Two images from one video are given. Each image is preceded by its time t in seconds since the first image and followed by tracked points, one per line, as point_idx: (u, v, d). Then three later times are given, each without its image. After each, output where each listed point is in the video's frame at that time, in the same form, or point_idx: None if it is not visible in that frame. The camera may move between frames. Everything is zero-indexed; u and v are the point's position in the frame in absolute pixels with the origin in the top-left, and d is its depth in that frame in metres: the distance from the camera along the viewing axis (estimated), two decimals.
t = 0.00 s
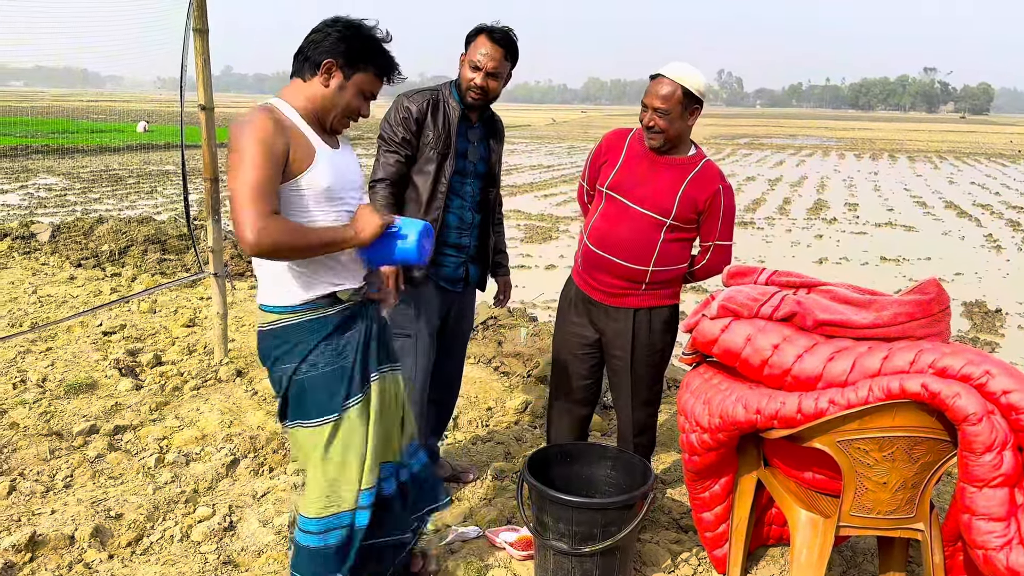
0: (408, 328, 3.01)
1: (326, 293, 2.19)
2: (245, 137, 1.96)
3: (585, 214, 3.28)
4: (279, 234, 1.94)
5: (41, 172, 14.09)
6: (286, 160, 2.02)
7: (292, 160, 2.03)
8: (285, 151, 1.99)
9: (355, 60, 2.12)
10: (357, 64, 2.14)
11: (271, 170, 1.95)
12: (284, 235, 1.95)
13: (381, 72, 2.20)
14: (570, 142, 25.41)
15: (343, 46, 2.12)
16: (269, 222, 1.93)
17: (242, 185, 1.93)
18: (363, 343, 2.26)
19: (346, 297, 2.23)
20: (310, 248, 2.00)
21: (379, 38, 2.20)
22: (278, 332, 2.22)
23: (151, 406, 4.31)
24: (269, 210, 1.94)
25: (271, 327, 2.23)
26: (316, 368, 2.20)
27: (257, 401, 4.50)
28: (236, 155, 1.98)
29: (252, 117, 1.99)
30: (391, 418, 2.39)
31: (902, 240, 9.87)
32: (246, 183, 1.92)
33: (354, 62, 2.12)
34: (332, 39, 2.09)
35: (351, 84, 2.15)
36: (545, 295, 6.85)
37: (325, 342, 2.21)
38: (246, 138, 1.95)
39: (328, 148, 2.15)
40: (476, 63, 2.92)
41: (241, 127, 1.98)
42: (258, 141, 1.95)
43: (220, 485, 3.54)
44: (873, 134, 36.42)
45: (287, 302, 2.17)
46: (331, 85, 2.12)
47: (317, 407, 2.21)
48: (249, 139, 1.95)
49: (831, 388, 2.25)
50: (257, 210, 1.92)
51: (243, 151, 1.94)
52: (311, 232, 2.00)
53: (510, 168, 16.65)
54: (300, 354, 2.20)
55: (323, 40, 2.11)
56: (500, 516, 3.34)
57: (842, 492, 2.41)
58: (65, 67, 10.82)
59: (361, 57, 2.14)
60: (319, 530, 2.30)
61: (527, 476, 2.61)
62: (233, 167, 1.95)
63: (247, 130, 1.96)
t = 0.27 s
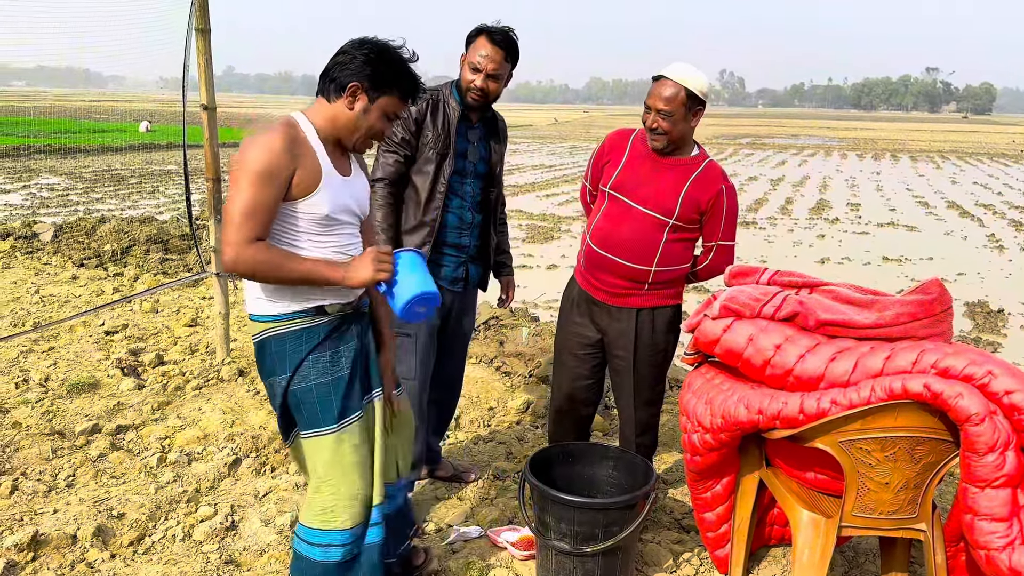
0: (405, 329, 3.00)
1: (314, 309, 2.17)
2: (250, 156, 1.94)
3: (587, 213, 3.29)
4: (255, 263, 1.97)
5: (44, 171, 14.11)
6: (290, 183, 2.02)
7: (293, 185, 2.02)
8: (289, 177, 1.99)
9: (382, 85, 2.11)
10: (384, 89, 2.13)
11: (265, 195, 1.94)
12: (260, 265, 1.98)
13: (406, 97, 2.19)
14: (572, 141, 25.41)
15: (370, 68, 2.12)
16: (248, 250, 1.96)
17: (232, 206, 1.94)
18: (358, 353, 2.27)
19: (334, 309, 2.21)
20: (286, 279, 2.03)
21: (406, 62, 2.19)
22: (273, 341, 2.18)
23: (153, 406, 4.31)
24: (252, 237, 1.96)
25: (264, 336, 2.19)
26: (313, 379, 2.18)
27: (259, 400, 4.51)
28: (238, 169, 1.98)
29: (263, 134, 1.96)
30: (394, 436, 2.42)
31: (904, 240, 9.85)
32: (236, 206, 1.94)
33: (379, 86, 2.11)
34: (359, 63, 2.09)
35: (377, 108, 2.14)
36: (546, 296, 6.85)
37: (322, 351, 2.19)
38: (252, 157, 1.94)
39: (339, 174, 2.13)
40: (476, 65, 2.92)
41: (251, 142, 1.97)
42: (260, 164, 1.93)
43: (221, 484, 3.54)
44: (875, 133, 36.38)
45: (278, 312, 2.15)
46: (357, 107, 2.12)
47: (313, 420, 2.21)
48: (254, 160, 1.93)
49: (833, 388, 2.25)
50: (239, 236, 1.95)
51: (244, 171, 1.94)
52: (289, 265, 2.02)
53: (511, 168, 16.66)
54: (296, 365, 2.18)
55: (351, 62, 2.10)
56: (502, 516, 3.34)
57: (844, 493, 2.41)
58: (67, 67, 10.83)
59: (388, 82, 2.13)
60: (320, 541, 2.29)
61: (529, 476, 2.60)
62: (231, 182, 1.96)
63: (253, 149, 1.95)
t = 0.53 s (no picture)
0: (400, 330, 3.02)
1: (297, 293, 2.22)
2: (274, 148, 1.99)
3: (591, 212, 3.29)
4: (243, 250, 2.01)
5: (46, 171, 14.12)
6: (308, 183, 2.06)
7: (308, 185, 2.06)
8: (307, 178, 2.03)
9: (422, 94, 2.12)
10: (427, 99, 2.14)
11: (274, 188, 1.99)
12: (247, 254, 2.02)
13: (446, 109, 2.19)
14: (573, 140, 25.39)
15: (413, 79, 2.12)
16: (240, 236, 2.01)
17: (240, 190, 2.00)
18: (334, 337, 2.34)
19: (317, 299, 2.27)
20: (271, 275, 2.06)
21: (447, 73, 2.19)
22: (257, 315, 2.24)
23: (155, 405, 4.32)
24: (249, 224, 2.01)
25: (249, 310, 2.24)
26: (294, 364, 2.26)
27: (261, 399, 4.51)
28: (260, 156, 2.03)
29: (291, 130, 2.01)
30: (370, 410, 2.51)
31: (906, 239, 9.84)
32: (243, 191, 1.99)
33: (421, 96, 2.12)
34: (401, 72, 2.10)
35: (416, 118, 2.15)
36: (548, 295, 6.84)
37: (303, 335, 2.26)
38: (275, 149, 1.98)
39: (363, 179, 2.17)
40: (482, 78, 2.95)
41: (279, 133, 2.01)
42: (278, 160, 1.97)
43: (223, 483, 3.55)
44: (877, 133, 36.33)
45: (267, 291, 2.21)
46: (397, 116, 2.13)
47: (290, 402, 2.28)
48: (275, 152, 1.98)
49: (835, 388, 2.25)
50: (235, 220, 2.00)
51: (262, 161, 1.99)
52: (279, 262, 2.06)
53: (513, 167, 16.65)
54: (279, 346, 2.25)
55: (393, 70, 2.12)
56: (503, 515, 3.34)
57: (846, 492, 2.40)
58: (68, 66, 10.84)
59: (429, 93, 2.14)
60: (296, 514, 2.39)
61: (530, 475, 2.60)
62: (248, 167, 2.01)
63: (279, 142, 1.99)
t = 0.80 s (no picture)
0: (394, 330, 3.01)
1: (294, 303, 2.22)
2: (278, 184, 1.99)
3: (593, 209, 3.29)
4: (261, 291, 2.06)
5: (47, 170, 14.13)
6: (314, 216, 2.07)
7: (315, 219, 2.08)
8: (313, 213, 2.04)
9: (429, 129, 2.11)
10: (435, 133, 2.12)
11: (283, 227, 2.01)
12: (267, 295, 2.07)
13: (454, 144, 2.17)
14: (575, 139, 25.38)
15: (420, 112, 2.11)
16: (257, 276, 2.05)
17: (250, 230, 2.02)
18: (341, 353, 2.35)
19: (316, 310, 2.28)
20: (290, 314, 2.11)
21: (456, 108, 2.17)
22: (251, 327, 2.25)
23: (157, 404, 4.32)
24: (264, 265, 2.05)
25: (247, 323, 2.25)
26: (285, 379, 2.26)
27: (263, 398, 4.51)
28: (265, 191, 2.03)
29: (293, 165, 2.00)
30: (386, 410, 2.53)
31: (908, 237, 9.84)
32: (254, 231, 2.01)
33: (428, 132, 2.11)
34: (409, 108, 2.09)
35: (425, 150, 2.14)
36: (549, 293, 6.84)
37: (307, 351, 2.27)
38: (279, 186, 1.98)
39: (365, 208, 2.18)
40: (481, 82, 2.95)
41: (282, 168, 2.00)
42: (284, 197, 1.97)
43: (225, 481, 3.55)
44: (879, 131, 36.29)
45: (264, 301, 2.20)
46: (403, 150, 2.13)
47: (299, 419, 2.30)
48: (279, 189, 1.98)
49: (837, 386, 2.24)
50: (250, 260, 2.04)
51: (268, 199, 1.99)
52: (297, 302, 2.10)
53: (514, 166, 16.64)
54: (271, 359, 2.26)
55: (402, 105, 2.11)
56: (506, 513, 3.34)
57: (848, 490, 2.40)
58: (70, 65, 10.84)
59: (437, 128, 2.12)
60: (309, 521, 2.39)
61: (532, 473, 2.60)
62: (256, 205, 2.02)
63: (282, 177, 1.99)
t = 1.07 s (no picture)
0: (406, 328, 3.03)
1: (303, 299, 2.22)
2: (314, 188, 1.99)
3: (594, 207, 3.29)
4: (319, 300, 2.06)
5: (47, 168, 14.13)
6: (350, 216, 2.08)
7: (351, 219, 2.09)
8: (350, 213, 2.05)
9: (455, 129, 2.13)
10: (460, 133, 2.15)
11: (329, 231, 2.02)
12: (325, 304, 2.08)
13: (478, 141, 2.19)
14: (575, 137, 25.37)
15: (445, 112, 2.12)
16: (312, 286, 2.05)
17: (296, 239, 2.01)
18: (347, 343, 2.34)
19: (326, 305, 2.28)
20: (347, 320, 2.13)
21: (480, 104, 2.18)
22: (260, 319, 2.26)
23: (158, 402, 4.33)
24: (315, 273, 2.04)
25: (258, 314, 2.25)
26: (290, 372, 2.28)
27: (263, 396, 4.51)
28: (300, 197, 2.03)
29: (325, 166, 2.00)
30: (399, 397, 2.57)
31: (909, 235, 9.83)
32: (301, 239, 2.01)
33: (454, 131, 2.13)
34: (435, 107, 2.10)
35: (450, 149, 2.16)
36: (550, 291, 6.84)
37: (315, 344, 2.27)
38: (313, 189, 1.98)
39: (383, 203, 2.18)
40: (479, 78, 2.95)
41: (314, 171, 2.01)
42: (325, 199, 1.98)
43: (226, 480, 3.55)
44: (879, 129, 36.26)
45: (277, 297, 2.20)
46: (430, 149, 2.14)
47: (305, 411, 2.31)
48: (318, 193, 1.98)
49: (838, 383, 2.24)
50: (302, 270, 2.03)
51: (308, 204, 1.99)
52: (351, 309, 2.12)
53: (515, 164, 16.63)
54: (277, 353, 2.27)
55: (427, 103, 2.12)
56: (507, 511, 3.34)
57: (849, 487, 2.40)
58: (70, 64, 10.83)
59: (462, 126, 2.14)
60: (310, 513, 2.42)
61: (533, 471, 2.59)
62: (296, 213, 2.02)
63: (317, 180, 1.99)
